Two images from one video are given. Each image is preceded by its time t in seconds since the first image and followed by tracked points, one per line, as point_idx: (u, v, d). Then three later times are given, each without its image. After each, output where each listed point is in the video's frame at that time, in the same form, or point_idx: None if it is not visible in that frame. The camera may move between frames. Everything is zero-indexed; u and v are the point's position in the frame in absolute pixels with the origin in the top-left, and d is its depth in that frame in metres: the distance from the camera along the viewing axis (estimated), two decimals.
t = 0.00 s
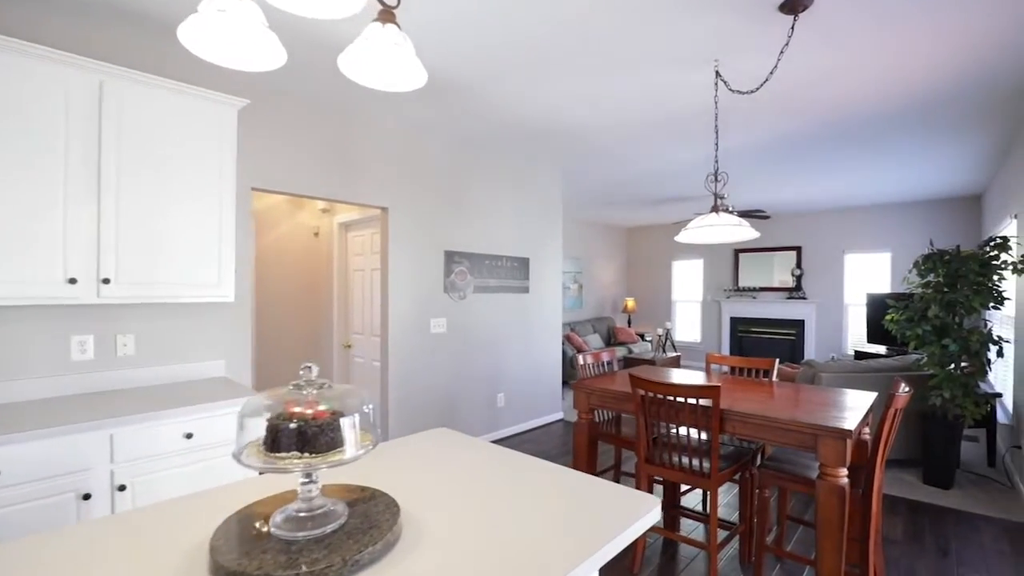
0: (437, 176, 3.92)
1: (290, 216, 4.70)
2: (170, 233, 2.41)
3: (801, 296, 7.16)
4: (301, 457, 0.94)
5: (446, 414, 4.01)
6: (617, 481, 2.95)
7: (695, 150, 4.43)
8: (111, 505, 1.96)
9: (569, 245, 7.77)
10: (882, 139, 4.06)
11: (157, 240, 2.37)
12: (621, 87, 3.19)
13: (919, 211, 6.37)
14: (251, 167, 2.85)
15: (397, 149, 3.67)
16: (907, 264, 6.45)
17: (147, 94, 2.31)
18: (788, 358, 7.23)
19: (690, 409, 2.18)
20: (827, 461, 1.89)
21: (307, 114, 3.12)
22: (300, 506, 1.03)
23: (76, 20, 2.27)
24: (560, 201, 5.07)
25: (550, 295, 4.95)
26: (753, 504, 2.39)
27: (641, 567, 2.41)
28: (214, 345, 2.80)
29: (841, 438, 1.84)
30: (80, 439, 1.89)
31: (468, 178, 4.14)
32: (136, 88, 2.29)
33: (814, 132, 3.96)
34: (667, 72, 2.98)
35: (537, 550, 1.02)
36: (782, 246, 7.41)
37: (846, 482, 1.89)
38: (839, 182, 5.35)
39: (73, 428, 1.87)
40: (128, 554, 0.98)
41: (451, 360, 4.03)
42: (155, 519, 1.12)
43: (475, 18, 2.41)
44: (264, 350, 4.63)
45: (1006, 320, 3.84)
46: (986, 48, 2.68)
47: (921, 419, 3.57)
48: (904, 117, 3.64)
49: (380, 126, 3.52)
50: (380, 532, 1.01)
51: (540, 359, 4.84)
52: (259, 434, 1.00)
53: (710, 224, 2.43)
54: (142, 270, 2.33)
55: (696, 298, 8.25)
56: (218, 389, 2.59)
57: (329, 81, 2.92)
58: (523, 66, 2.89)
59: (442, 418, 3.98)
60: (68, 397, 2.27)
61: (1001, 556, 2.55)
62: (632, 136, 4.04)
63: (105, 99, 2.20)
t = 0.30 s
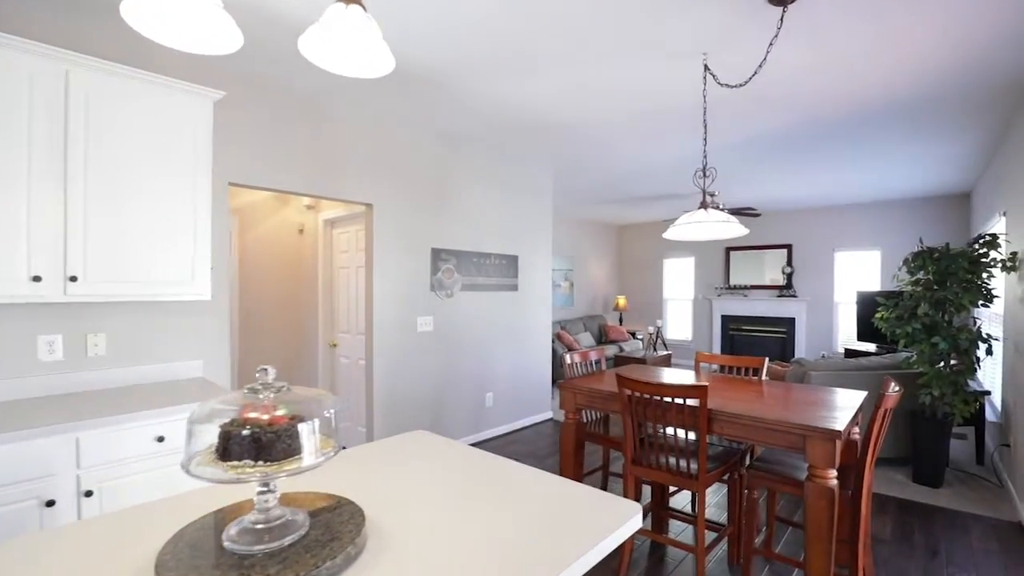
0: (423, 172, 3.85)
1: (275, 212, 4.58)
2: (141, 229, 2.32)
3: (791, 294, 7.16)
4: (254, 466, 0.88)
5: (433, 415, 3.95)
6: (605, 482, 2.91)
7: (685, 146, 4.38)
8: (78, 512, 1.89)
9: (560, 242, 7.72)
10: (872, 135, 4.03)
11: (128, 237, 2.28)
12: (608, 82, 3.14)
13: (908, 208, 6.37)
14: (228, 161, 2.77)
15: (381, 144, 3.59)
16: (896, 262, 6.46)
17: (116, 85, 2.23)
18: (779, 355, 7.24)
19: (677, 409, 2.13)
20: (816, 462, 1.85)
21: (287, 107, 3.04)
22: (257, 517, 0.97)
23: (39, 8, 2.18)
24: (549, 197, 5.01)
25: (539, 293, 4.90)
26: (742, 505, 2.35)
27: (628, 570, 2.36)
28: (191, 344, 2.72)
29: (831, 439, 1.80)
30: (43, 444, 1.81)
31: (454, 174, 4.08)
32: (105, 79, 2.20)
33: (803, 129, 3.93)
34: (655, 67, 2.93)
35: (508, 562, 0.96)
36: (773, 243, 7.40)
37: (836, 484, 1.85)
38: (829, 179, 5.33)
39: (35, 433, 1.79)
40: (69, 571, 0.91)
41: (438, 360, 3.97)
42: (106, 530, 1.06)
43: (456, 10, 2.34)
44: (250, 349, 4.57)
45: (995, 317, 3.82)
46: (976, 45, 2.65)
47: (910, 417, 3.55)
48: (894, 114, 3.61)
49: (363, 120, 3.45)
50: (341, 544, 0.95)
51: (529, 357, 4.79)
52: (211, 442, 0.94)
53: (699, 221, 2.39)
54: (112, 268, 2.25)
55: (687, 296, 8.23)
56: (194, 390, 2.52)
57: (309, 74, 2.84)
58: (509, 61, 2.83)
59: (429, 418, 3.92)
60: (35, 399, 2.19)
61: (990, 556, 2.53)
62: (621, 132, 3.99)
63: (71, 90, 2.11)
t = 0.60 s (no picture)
0: (409, 169, 3.79)
1: (261, 210, 4.49)
2: (111, 227, 2.24)
3: (784, 292, 7.14)
4: (197, 479, 0.82)
5: (421, 416, 3.89)
6: (593, 484, 2.85)
7: (676, 143, 4.33)
8: (42, 521, 1.81)
9: (553, 241, 7.66)
10: (863, 132, 3.99)
11: (97, 235, 2.21)
12: (596, 77, 3.08)
13: (901, 206, 6.36)
14: (204, 157, 2.70)
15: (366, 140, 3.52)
16: (888, 260, 6.45)
17: (84, 77, 2.15)
18: (771, 354, 7.21)
19: (665, 410, 2.07)
20: (806, 464, 1.79)
21: (266, 102, 2.97)
22: (205, 532, 0.91)
23: None
24: (540, 195, 4.94)
25: (529, 292, 4.84)
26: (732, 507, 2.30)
27: None
28: (167, 345, 2.64)
29: (822, 441, 1.75)
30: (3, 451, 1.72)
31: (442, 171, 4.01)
32: (73, 71, 2.12)
33: (794, 125, 3.89)
34: (643, 61, 2.87)
35: None
36: (765, 241, 7.37)
37: (826, 487, 1.79)
38: (821, 177, 5.30)
39: None
40: None
41: (426, 360, 3.91)
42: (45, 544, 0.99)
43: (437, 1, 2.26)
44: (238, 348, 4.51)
45: (987, 314, 3.79)
46: (967, 40, 2.61)
47: (903, 415, 3.52)
48: (886, 110, 3.56)
49: (346, 116, 3.37)
50: (294, 561, 0.88)
51: (519, 357, 4.73)
52: (150, 453, 0.87)
53: (689, 217, 2.32)
54: (81, 267, 2.17)
55: (680, 294, 8.20)
56: (170, 392, 2.44)
57: (289, 68, 2.78)
58: (494, 55, 2.77)
59: (417, 419, 3.86)
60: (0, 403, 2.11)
61: (983, 557, 2.49)
62: (611, 128, 3.93)
63: (36, 82, 2.03)
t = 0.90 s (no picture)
0: (392, 166, 3.71)
1: (241, 209, 4.41)
2: (76, 224, 2.15)
3: (776, 290, 7.12)
4: (122, 496, 0.75)
5: (407, 418, 3.81)
6: (580, 486, 2.78)
7: (665, 139, 4.28)
8: None
9: (544, 239, 7.59)
10: (853, 129, 3.95)
11: (60, 232, 2.12)
12: (582, 72, 3.02)
13: (891, 203, 6.34)
14: (177, 153, 2.63)
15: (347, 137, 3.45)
16: (880, 257, 6.43)
17: (45, 67, 2.06)
18: (763, 352, 7.19)
19: (651, 412, 2.01)
20: (795, 468, 1.73)
21: (242, 97, 2.90)
22: (139, 552, 0.83)
23: None
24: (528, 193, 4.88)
25: (518, 291, 4.77)
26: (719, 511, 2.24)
27: None
28: (139, 347, 2.55)
29: (811, 444, 1.69)
30: None
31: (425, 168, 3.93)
32: (33, 60, 2.03)
33: (784, 122, 3.84)
34: (628, 54, 2.80)
35: None
36: (756, 239, 7.34)
37: (815, 491, 1.74)
38: (811, 173, 5.27)
39: None
40: None
41: (412, 361, 3.84)
42: None
43: None
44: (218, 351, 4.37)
45: (978, 312, 3.76)
46: (956, 34, 2.57)
47: (894, 414, 3.48)
48: (875, 106, 3.53)
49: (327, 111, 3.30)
50: None
51: (508, 357, 4.66)
52: (74, 470, 0.80)
53: (675, 213, 2.27)
54: (42, 266, 2.08)
55: (672, 293, 8.16)
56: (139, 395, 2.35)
57: (264, 62, 2.69)
58: (477, 48, 2.70)
59: (402, 421, 3.78)
60: None
61: (975, 558, 2.45)
62: (599, 124, 3.87)
63: None
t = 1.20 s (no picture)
0: (377, 165, 3.64)
1: (225, 209, 4.32)
2: (39, 224, 2.07)
3: (770, 289, 7.07)
4: (33, 525, 0.68)
5: (395, 422, 3.74)
6: (569, 492, 2.71)
7: (656, 136, 4.21)
8: None
9: (537, 239, 7.52)
10: (847, 126, 3.90)
11: (22, 232, 2.03)
12: (568, 68, 2.96)
13: (885, 201, 6.30)
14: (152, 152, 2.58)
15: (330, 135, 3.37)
16: (874, 255, 6.39)
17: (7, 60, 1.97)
18: (758, 352, 7.14)
19: (638, 417, 1.94)
20: (785, 475, 1.67)
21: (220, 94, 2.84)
22: None
23: None
24: (519, 191, 4.81)
25: (509, 291, 4.70)
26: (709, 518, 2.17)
27: None
28: (112, 352, 2.47)
29: (801, 450, 1.62)
30: None
31: (411, 166, 3.86)
32: None
33: (776, 119, 3.79)
34: (615, 48, 2.73)
35: None
36: (751, 238, 7.29)
37: (807, 499, 1.67)
38: (805, 171, 5.22)
39: None
40: None
41: (399, 363, 3.76)
42: None
43: None
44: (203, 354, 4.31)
45: (973, 311, 3.71)
46: (948, 29, 2.51)
47: (888, 415, 3.43)
48: (868, 103, 3.47)
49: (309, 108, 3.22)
50: None
51: (499, 358, 4.59)
52: None
53: (661, 212, 2.20)
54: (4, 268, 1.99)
55: (666, 292, 8.10)
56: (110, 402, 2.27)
57: (240, 57, 2.62)
58: (459, 43, 2.63)
59: (389, 425, 3.70)
60: None
61: (971, 564, 2.39)
62: (588, 120, 3.80)
63: None
